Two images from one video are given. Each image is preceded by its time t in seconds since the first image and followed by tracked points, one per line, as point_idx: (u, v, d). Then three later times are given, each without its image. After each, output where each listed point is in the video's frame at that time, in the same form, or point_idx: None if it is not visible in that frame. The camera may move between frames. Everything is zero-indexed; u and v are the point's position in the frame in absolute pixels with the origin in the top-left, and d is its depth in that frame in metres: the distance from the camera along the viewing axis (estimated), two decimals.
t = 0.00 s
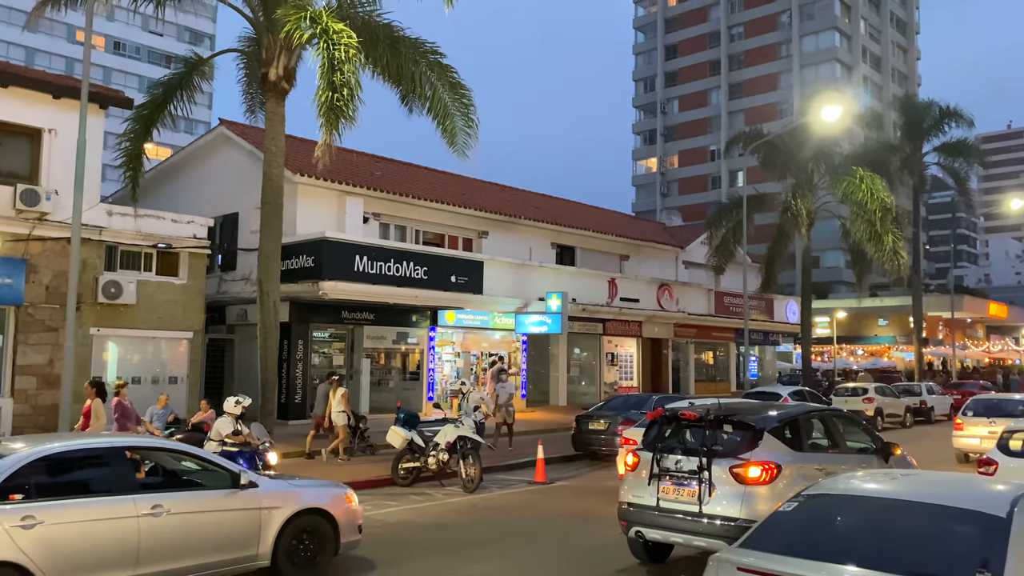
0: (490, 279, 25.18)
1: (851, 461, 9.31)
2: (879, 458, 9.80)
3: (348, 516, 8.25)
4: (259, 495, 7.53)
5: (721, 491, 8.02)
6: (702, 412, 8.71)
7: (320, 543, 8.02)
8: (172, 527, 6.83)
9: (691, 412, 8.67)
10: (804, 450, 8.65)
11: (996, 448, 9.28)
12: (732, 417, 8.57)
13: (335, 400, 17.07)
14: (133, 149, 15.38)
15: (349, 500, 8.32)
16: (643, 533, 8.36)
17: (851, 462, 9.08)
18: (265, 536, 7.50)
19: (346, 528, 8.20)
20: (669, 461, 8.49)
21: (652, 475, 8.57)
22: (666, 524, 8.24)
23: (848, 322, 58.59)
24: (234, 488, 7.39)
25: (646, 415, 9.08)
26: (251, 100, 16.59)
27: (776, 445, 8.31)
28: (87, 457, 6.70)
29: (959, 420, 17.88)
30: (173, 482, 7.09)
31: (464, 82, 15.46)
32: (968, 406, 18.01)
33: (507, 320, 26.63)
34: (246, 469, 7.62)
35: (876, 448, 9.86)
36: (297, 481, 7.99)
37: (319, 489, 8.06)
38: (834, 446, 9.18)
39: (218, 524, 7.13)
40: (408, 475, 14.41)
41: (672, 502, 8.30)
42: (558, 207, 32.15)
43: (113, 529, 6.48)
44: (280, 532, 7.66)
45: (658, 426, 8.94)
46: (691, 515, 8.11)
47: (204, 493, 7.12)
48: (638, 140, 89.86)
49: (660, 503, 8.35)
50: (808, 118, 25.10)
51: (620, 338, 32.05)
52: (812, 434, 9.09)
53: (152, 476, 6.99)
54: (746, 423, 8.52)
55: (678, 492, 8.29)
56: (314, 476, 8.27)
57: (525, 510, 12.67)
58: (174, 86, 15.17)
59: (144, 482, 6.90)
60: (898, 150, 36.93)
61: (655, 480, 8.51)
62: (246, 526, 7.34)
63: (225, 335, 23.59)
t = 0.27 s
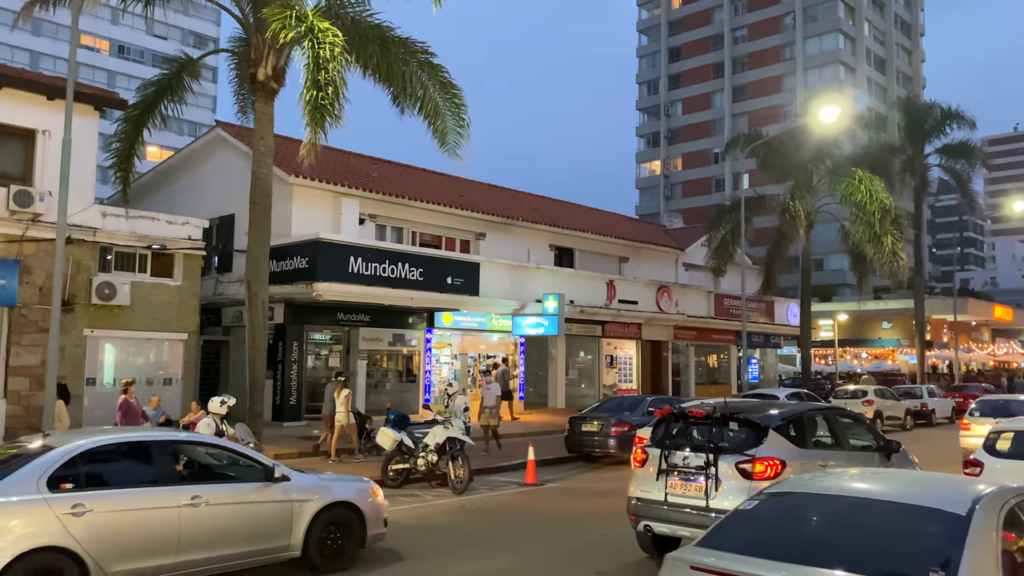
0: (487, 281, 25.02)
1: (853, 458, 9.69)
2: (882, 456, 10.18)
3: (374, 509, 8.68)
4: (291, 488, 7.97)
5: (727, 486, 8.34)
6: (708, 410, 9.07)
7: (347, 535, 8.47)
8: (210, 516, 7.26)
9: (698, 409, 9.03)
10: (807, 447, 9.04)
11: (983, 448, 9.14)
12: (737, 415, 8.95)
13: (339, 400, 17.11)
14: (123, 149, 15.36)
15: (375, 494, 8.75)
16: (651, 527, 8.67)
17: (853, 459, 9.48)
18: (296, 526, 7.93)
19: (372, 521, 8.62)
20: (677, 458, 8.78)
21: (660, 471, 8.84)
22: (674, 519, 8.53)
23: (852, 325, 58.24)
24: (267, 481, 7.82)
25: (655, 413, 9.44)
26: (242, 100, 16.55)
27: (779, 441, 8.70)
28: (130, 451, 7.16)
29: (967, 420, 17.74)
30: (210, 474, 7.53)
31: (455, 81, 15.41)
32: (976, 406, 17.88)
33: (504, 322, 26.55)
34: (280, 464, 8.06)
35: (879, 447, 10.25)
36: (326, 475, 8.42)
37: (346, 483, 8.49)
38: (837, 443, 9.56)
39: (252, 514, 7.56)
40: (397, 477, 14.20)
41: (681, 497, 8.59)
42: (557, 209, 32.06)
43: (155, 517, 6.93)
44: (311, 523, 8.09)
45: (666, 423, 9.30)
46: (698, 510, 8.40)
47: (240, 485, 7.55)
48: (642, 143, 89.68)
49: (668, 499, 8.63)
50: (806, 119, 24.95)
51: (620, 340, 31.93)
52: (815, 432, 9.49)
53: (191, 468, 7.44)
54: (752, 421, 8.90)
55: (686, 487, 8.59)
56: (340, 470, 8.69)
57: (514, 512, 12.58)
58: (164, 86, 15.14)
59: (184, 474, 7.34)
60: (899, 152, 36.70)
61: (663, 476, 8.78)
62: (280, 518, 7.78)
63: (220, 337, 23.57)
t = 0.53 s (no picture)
0: (480, 281, 24.87)
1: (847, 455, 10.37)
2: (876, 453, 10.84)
3: (398, 502, 9.10)
4: (321, 481, 8.41)
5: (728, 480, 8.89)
6: (711, 407, 9.54)
7: (374, 526, 8.89)
8: (245, 506, 7.66)
9: (701, 407, 9.51)
10: (805, 444, 9.77)
11: (964, 449, 8.98)
12: (738, 414, 9.54)
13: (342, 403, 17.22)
14: (110, 148, 15.33)
15: (399, 488, 9.18)
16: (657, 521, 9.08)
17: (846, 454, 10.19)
18: (326, 518, 8.34)
19: (396, 514, 9.04)
20: (681, 454, 9.28)
21: (663, 467, 9.31)
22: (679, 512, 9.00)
23: (852, 327, 58.00)
24: (298, 474, 8.26)
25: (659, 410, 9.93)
26: (230, 99, 16.50)
27: (777, 439, 9.37)
28: (170, 446, 7.59)
29: (966, 420, 17.62)
30: (244, 468, 7.95)
31: (443, 80, 15.35)
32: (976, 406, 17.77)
33: (498, 322, 26.28)
34: (309, 459, 8.51)
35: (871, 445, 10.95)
36: (351, 470, 8.85)
37: (371, 477, 8.93)
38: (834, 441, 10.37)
39: (284, 505, 7.97)
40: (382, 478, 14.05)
41: (684, 491, 9.03)
42: (552, 210, 31.95)
43: (196, 506, 7.32)
44: (339, 515, 8.50)
45: (668, 421, 9.80)
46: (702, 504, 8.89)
47: (274, 478, 7.99)
48: (642, 145, 89.51)
49: (673, 493, 9.06)
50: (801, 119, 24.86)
51: (615, 341, 31.78)
52: (813, 430, 10.24)
53: (227, 462, 7.86)
54: (751, 419, 9.50)
55: (689, 482, 9.05)
56: (364, 465, 9.14)
57: (498, 512, 12.48)
58: (150, 84, 15.09)
59: (220, 467, 7.78)
60: (896, 153, 36.57)
61: (667, 472, 9.23)
62: (311, 509, 8.20)
63: (212, 337, 23.49)
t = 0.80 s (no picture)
0: (468, 280, 24.74)
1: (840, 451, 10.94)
2: (872, 449, 11.30)
3: (417, 494, 9.68)
4: (347, 473, 8.99)
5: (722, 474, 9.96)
6: (708, 405, 10.54)
7: (397, 517, 9.48)
8: (278, 496, 8.23)
9: (697, 405, 10.52)
10: (802, 439, 10.60)
11: (938, 447, 8.92)
12: (734, 411, 10.45)
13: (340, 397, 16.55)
14: (89, 146, 15.22)
15: (418, 480, 9.77)
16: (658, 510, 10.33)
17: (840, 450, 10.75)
18: (352, 508, 8.93)
19: (414, 505, 9.62)
20: (678, 450, 10.39)
21: (663, 462, 10.45)
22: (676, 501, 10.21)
23: (846, 328, 57.92)
24: (327, 467, 8.84)
25: (658, 408, 10.89)
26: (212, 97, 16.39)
27: (773, 434, 10.24)
28: (210, 438, 8.12)
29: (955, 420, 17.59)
30: (278, 459, 8.52)
31: (425, 78, 15.28)
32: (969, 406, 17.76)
33: (487, 322, 26.18)
34: (337, 452, 9.08)
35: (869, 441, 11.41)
36: (375, 462, 9.43)
37: (394, 470, 9.51)
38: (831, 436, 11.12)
39: (312, 496, 8.54)
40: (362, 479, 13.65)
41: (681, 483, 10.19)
42: (542, 210, 31.88)
43: (234, 495, 7.87)
44: (363, 506, 9.08)
45: (667, 418, 10.85)
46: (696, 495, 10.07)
47: (305, 470, 8.56)
48: (637, 145, 89.36)
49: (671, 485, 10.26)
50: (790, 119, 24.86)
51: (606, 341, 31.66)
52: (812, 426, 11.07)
53: (261, 454, 8.44)
54: (747, 415, 10.43)
55: (685, 475, 10.22)
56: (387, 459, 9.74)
57: (477, 512, 12.40)
58: (131, 81, 14.98)
59: (255, 458, 8.34)
60: (887, 153, 36.57)
61: (665, 466, 10.38)
62: (338, 500, 8.78)
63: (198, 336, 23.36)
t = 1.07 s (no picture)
0: (451, 279, 24.63)
1: (829, 447, 11.80)
2: (858, 445, 12.26)
3: (434, 487, 10.07)
4: (367, 467, 9.39)
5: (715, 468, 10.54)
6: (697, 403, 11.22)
7: (414, 510, 9.86)
8: (302, 488, 8.65)
9: (687, 403, 11.18)
10: (788, 436, 11.30)
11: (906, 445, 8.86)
12: (722, 409, 11.15)
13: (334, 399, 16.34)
14: (62, 143, 15.09)
15: (434, 475, 10.16)
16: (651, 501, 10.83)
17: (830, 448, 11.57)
18: (371, 501, 9.33)
19: (430, 498, 10.01)
20: (670, 445, 10.86)
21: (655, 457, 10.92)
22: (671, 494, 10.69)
23: (834, 328, 58.03)
24: (348, 460, 9.24)
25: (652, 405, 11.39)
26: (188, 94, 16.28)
27: (760, 430, 10.94)
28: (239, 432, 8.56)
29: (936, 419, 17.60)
30: (302, 453, 8.95)
31: (403, 75, 15.21)
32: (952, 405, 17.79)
33: (470, 322, 26.03)
34: (357, 446, 9.49)
35: (855, 438, 12.43)
36: (393, 457, 9.83)
37: (411, 464, 9.90)
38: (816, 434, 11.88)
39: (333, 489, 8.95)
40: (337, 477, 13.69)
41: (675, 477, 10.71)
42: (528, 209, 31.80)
43: (262, 487, 8.29)
44: (382, 498, 9.48)
45: (660, 415, 11.35)
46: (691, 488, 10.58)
47: (328, 463, 8.98)
48: (628, 145, 89.35)
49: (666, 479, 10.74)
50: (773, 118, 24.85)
51: (591, 340, 31.57)
52: (797, 425, 11.79)
53: (287, 447, 8.85)
54: (735, 412, 11.16)
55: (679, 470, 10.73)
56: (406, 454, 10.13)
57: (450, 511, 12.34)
58: (105, 77, 14.88)
59: (281, 451, 8.76)
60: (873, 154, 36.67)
61: (658, 461, 10.85)
62: (357, 492, 9.19)
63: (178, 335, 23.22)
